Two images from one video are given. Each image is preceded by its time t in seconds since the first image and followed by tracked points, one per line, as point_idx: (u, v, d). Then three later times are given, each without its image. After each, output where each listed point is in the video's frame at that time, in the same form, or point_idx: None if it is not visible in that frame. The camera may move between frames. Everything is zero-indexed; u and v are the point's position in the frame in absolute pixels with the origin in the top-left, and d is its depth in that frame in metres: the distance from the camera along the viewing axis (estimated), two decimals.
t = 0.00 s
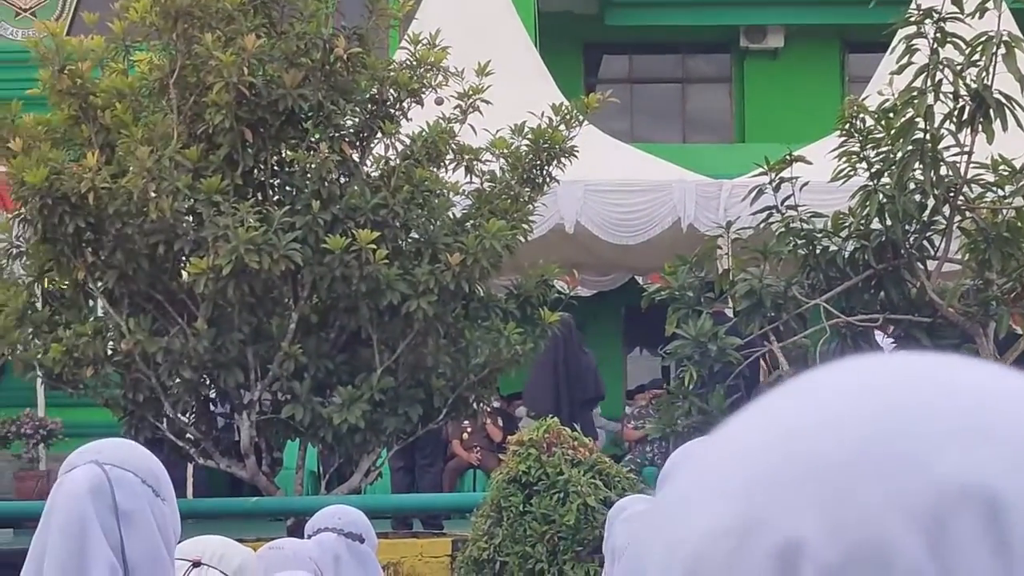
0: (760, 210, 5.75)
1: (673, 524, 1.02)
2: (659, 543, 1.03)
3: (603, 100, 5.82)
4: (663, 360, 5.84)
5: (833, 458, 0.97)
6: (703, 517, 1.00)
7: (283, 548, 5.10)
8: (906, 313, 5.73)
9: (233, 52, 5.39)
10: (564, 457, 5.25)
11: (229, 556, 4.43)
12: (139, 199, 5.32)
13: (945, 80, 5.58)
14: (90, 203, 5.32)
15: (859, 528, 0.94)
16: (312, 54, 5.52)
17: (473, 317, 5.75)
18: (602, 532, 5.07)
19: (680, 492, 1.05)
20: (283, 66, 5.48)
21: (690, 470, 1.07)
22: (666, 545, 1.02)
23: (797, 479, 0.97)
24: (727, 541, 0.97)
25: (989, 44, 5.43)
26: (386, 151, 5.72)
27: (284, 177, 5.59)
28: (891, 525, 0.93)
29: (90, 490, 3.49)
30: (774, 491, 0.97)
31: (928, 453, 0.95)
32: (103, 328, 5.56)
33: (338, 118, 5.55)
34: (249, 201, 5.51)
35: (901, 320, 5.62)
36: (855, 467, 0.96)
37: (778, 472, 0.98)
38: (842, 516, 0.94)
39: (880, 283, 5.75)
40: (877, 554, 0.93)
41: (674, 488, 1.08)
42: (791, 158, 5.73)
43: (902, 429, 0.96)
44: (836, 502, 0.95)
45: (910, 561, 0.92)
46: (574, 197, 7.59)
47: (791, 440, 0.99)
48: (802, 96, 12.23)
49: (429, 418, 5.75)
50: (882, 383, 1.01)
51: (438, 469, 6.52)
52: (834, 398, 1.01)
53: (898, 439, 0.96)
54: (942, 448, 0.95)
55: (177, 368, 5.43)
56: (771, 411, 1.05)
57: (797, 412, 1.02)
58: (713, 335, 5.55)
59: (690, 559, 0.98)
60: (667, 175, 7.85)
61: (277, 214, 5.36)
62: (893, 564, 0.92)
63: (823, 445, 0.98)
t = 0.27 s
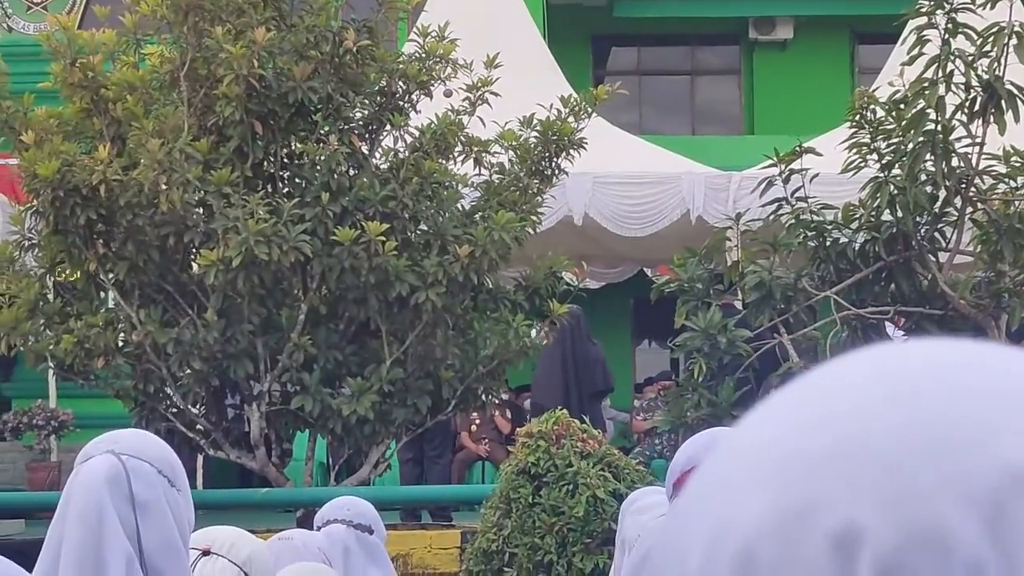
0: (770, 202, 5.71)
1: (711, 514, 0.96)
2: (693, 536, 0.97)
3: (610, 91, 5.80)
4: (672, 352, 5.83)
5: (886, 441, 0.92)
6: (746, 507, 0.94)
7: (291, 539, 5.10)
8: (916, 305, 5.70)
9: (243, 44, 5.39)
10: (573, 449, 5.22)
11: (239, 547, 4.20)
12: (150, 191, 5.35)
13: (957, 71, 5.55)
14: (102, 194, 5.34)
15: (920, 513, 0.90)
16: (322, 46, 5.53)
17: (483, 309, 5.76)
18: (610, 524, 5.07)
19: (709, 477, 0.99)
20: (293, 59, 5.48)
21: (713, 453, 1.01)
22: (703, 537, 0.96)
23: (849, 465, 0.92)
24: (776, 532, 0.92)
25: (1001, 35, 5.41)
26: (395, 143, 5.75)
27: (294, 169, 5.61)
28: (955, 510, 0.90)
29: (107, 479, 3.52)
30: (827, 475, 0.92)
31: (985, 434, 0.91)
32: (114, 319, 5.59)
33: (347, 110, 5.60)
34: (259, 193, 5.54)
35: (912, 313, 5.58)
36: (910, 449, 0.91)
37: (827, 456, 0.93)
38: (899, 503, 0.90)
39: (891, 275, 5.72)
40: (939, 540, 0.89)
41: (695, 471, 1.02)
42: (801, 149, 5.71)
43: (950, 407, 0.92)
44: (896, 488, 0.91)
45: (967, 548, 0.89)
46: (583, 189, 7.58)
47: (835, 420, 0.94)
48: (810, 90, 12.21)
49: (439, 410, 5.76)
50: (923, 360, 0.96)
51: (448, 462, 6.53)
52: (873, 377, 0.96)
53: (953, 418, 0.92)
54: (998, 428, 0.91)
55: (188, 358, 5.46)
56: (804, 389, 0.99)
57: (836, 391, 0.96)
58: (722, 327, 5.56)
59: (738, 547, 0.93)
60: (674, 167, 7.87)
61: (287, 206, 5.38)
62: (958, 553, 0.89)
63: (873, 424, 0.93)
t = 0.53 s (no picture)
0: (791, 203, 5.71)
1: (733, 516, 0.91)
2: (718, 533, 0.92)
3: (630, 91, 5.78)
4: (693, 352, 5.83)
5: (915, 433, 0.88)
6: (770, 504, 0.90)
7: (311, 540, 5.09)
8: (937, 305, 5.69)
9: (265, 46, 5.40)
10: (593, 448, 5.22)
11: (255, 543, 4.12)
12: (172, 191, 5.36)
13: (977, 70, 5.52)
14: (123, 195, 5.35)
15: (956, 510, 0.86)
16: (343, 47, 5.54)
17: (504, 309, 5.77)
18: (631, 524, 5.07)
19: (727, 481, 0.94)
20: (314, 59, 5.50)
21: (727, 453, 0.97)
22: (724, 540, 0.91)
23: (875, 458, 0.88)
24: (804, 530, 0.88)
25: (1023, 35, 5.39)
26: (415, 143, 5.75)
27: (315, 169, 5.61)
28: (988, 501, 0.85)
29: (132, 477, 3.53)
30: (855, 471, 0.88)
31: (1014, 419, 0.87)
32: (135, 319, 5.61)
33: (367, 110, 5.60)
34: (281, 193, 5.56)
35: (932, 313, 5.57)
36: (940, 441, 0.87)
37: (853, 451, 0.88)
38: (930, 496, 0.86)
39: (912, 275, 5.72)
40: (974, 533, 0.85)
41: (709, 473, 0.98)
42: (821, 150, 5.70)
43: (976, 392, 0.88)
44: (932, 484, 0.86)
45: (1003, 541, 0.85)
46: (603, 190, 7.59)
47: (859, 413, 0.90)
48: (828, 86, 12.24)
49: (459, 410, 5.77)
50: (946, 350, 0.92)
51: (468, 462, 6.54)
52: (894, 368, 0.92)
53: (981, 405, 0.88)
54: None
55: (210, 359, 5.46)
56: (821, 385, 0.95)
57: (856, 385, 0.92)
58: (742, 327, 5.55)
59: (767, 546, 0.88)
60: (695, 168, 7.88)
61: (308, 207, 5.39)
62: (992, 545, 0.85)
63: (899, 415, 0.88)
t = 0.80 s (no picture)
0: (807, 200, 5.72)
1: (744, 506, 0.97)
2: (734, 526, 0.98)
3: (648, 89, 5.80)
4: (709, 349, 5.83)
5: (915, 425, 0.92)
6: (779, 497, 0.95)
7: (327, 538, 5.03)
8: (952, 302, 5.68)
9: (282, 43, 5.41)
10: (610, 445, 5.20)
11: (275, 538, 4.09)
12: (189, 188, 5.35)
13: (993, 68, 5.54)
14: (140, 191, 5.35)
15: (955, 496, 0.89)
16: (360, 44, 5.56)
17: (520, 307, 5.77)
18: (648, 521, 5.04)
19: (740, 474, 1.00)
20: (331, 56, 5.49)
21: (744, 449, 1.03)
22: (740, 532, 0.97)
23: (878, 450, 0.93)
24: (811, 520, 0.93)
25: None
26: (431, 140, 5.74)
27: (331, 166, 5.60)
28: (983, 486, 0.89)
29: (151, 478, 3.57)
30: (858, 461, 0.93)
31: (1018, 414, 0.90)
32: (152, 316, 5.61)
33: (384, 107, 5.60)
34: (297, 190, 5.55)
35: (949, 310, 5.54)
36: (940, 428, 0.91)
37: (858, 444, 0.94)
38: (932, 484, 0.90)
39: (928, 273, 5.70)
40: (975, 522, 0.88)
41: (728, 468, 1.04)
42: (838, 147, 5.69)
43: (975, 384, 0.92)
44: (932, 472, 0.90)
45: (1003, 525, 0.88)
46: (620, 187, 7.63)
47: (864, 409, 0.95)
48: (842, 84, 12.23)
49: (476, 407, 5.79)
50: (951, 347, 0.97)
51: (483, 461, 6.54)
52: (901, 364, 0.97)
53: (976, 396, 0.91)
54: None
55: (227, 355, 5.44)
56: (832, 382, 1.00)
57: (859, 383, 0.97)
58: (758, 325, 5.53)
59: (777, 536, 0.94)
60: (712, 164, 7.93)
61: (325, 203, 5.38)
62: (991, 532, 0.88)
63: (897, 410, 0.93)
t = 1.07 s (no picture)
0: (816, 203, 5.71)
1: (732, 502, 0.98)
2: (708, 531, 0.99)
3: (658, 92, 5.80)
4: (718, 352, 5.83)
5: (892, 430, 0.95)
6: (757, 503, 0.97)
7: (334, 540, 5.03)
8: (960, 305, 5.67)
9: (291, 45, 5.40)
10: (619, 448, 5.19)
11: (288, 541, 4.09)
12: (198, 191, 5.35)
13: (1003, 71, 5.51)
14: (150, 194, 5.36)
15: (932, 493, 0.92)
16: (370, 47, 5.55)
17: (529, 310, 5.77)
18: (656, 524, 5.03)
19: (713, 482, 1.02)
20: (341, 59, 5.49)
21: (713, 457, 1.04)
22: (715, 537, 0.98)
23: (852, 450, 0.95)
24: (789, 520, 0.95)
25: None
26: (441, 144, 5.76)
27: (341, 169, 5.61)
28: (956, 484, 0.92)
29: (161, 480, 3.56)
30: (852, 463, 0.95)
31: (983, 419, 0.94)
32: (161, 319, 5.61)
33: (394, 110, 5.60)
34: (306, 193, 5.56)
35: (957, 313, 5.54)
36: (929, 436, 0.94)
37: (837, 448, 0.96)
38: (908, 485, 0.92)
39: (936, 275, 5.71)
40: (949, 523, 0.91)
41: (697, 476, 1.05)
42: (847, 150, 5.71)
43: (943, 386, 0.96)
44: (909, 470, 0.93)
45: (979, 520, 0.91)
46: (628, 190, 7.65)
47: (839, 414, 0.97)
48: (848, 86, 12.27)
49: (484, 410, 5.79)
50: (920, 358, 1.00)
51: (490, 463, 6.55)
52: (865, 371, 1.01)
53: (943, 399, 0.95)
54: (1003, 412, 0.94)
55: (236, 358, 5.45)
56: (805, 387, 1.02)
57: (827, 390, 1.00)
58: (767, 328, 5.52)
59: (757, 537, 0.95)
60: (720, 167, 7.94)
61: (334, 207, 5.38)
62: (966, 528, 0.91)
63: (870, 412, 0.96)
